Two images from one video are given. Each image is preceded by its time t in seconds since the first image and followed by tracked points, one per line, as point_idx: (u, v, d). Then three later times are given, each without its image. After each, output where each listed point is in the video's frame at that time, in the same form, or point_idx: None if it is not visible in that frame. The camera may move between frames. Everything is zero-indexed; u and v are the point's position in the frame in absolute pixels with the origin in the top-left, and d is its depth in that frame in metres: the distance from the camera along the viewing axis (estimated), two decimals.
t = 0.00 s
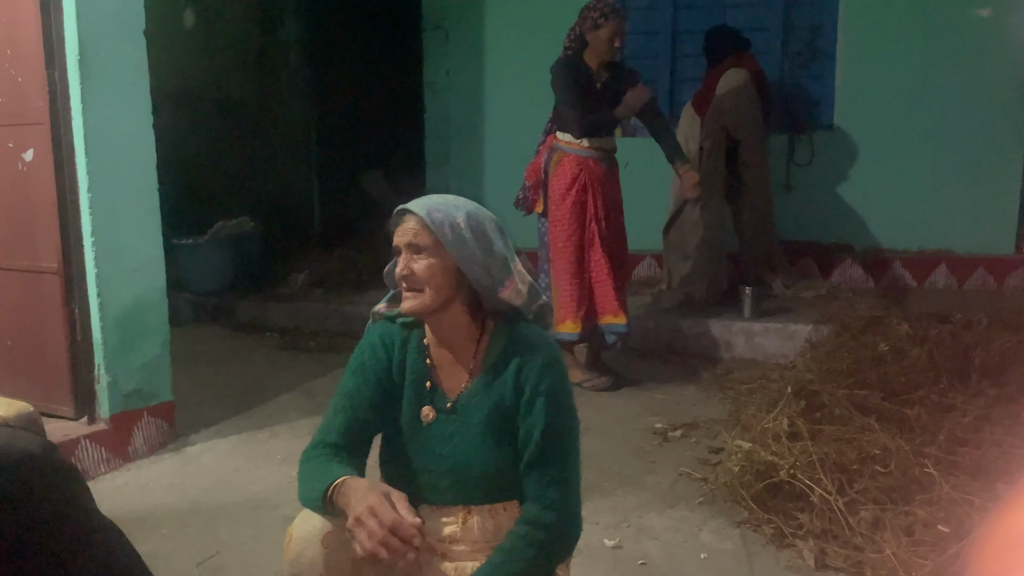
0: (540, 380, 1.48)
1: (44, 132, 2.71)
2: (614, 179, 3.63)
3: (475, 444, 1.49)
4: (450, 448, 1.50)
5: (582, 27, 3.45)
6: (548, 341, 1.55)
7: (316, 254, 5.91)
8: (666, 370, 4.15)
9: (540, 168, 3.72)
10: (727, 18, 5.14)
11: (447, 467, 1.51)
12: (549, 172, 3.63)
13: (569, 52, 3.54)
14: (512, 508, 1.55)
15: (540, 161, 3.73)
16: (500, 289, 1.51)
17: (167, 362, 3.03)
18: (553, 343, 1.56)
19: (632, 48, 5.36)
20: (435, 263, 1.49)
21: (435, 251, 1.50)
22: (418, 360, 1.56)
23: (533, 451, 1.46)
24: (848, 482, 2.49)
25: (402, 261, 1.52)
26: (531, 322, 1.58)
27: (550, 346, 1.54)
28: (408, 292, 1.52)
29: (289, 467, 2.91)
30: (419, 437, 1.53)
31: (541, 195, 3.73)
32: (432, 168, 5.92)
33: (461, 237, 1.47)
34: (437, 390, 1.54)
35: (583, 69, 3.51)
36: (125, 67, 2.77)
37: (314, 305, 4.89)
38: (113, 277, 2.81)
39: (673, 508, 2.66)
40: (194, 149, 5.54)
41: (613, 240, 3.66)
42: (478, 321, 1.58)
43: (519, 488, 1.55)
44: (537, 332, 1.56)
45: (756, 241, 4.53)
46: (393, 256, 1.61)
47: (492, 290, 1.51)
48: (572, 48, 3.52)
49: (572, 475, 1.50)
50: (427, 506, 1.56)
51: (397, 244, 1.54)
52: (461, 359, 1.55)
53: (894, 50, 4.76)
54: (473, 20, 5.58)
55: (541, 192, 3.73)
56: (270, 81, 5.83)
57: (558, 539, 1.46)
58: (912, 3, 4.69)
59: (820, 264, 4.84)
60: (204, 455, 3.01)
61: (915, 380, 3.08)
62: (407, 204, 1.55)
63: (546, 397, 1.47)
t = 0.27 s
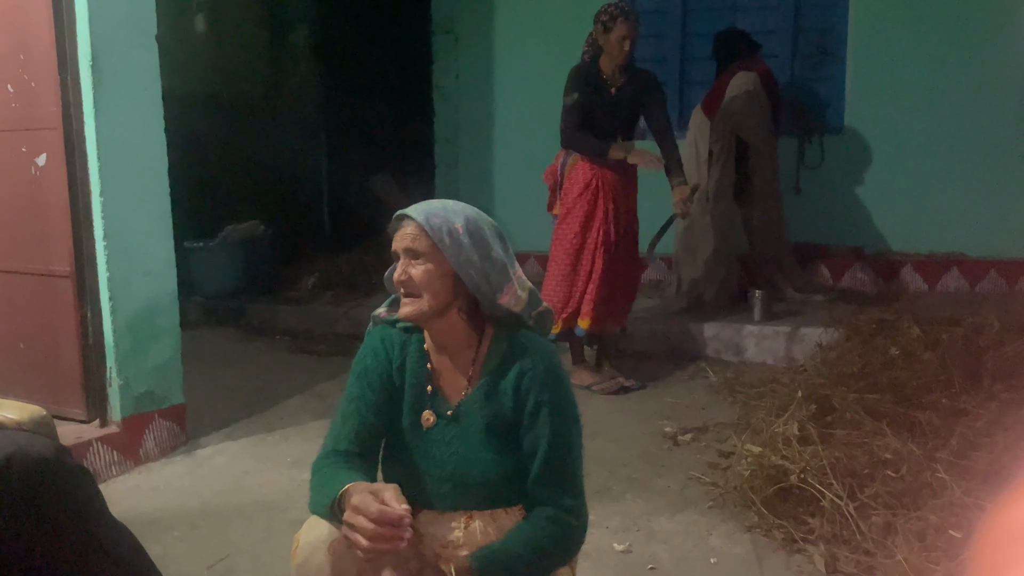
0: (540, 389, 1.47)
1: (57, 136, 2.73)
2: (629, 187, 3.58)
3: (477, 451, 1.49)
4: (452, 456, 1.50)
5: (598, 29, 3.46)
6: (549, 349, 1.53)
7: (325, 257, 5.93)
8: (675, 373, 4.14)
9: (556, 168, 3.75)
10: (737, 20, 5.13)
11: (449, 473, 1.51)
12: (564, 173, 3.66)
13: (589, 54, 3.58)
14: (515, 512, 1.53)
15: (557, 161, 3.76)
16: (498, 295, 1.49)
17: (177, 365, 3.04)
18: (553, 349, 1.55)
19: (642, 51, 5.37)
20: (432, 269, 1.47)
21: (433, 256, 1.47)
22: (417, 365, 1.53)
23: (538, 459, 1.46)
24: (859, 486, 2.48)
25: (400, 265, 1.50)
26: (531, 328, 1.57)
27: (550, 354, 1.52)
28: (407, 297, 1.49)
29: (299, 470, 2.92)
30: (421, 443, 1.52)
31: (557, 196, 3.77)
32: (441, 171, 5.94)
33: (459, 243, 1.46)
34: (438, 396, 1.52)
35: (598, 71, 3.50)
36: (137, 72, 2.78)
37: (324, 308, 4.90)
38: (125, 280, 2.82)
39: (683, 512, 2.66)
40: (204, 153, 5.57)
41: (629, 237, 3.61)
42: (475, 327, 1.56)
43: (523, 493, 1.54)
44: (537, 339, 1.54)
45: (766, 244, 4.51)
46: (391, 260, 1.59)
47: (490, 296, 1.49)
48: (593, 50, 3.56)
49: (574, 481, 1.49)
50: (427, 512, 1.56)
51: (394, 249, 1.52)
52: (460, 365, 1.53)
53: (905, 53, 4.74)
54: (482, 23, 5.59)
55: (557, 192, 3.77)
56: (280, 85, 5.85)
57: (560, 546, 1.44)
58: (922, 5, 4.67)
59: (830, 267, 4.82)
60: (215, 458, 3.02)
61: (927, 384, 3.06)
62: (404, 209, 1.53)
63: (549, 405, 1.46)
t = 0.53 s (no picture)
0: (544, 397, 1.47)
1: (76, 145, 2.76)
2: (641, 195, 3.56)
3: (487, 462, 1.49)
4: (463, 467, 1.50)
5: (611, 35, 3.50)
6: (554, 355, 1.53)
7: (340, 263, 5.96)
8: (690, 380, 4.12)
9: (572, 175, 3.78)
10: (751, 26, 5.12)
11: (462, 485, 1.51)
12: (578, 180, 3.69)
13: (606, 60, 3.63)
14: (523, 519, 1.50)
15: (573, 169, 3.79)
16: (504, 306, 1.49)
17: (194, 372, 3.07)
18: (558, 357, 1.54)
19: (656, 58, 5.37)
20: (439, 279, 1.46)
21: (440, 267, 1.47)
22: (428, 378, 1.53)
23: (532, 462, 1.43)
24: (876, 495, 2.46)
25: (406, 276, 1.49)
26: (538, 336, 1.56)
27: (556, 359, 1.52)
28: (413, 308, 1.48)
29: (314, 476, 2.93)
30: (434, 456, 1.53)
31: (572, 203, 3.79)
32: (455, 178, 5.96)
33: (465, 253, 1.45)
34: (449, 408, 1.53)
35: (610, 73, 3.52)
36: (154, 82, 2.81)
37: (338, 315, 4.92)
38: (142, 287, 2.85)
39: (698, 520, 2.65)
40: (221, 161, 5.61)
41: (643, 240, 3.60)
42: (482, 338, 1.55)
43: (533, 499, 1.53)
44: (544, 346, 1.54)
45: (781, 250, 4.50)
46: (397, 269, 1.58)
47: (496, 307, 1.48)
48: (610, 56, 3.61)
49: (572, 488, 1.47)
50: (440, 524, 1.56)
51: (401, 259, 1.51)
52: (467, 377, 1.52)
53: (920, 58, 4.72)
54: (496, 30, 5.61)
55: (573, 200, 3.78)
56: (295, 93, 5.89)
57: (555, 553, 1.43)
58: (937, 10, 4.65)
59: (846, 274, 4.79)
60: (231, 464, 3.04)
61: (945, 391, 3.03)
62: (410, 220, 1.52)
63: (550, 411, 1.45)
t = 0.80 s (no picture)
0: (559, 403, 1.45)
1: (94, 149, 2.78)
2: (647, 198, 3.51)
3: (504, 469, 1.46)
4: (479, 474, 1.48)
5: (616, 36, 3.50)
6: (569, 360, 1.52)
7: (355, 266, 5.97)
8: (706, 383, 4.10)
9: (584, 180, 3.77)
10: (766, 27, 5.10)
11: (477, 492, 1.49)
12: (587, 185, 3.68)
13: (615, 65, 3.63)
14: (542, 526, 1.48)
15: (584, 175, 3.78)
16: (518, 309, 1.48)
17: (210, 375, 3.08)
18: (572, 362, 1.53)
19: (670, 59, 5.36)
20: (452, 282, 1.46)
21: (453, 270, 1.47)
22: (439, 385, 1.52)
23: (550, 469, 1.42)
24: (895, 499, 2.43)
25: (418, 279, 1.49)
26: (551, 341, 1.56)
27: (571, 364, 1.51)
28: (425, 312, 1.48)
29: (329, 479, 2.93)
30: (448, 463, 1.52)
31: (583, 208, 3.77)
32: (469, 181, 5.96)
33: (478, 256, 1.44)
34: (461, 413, 1.52)
35: (614, 74, 3.51)
36: (171, 86, 2.83)
37: (353, 317, 4.93)
38: (159, 290, 2.87)
39: (715, 524, 2.63)
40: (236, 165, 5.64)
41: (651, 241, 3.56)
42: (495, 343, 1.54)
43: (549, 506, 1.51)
44: (558, 351, 1.53)
45: (797, 253, 4.47)
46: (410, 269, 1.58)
47: (511, 310, 1.48)
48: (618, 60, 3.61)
49: (591, 495, 1.44)
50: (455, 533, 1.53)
51: (413, 262, 1.51)
52: (480, 381, 1.52)
53: (938, 58, 4.67)
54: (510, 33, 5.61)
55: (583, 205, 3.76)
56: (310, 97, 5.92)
57: (573, 557, 1.41)
58: (955, 10, 4.61)
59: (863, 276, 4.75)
60: (247, 467, 3.05)
61: (965, 395, 2.99)
62: (423, 222, 1.52)
63: (567, 415, 1.43)
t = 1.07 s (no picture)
0: (568, 400, 1.45)
1: (112, 151, 2.80)
2: (642, 197, 3.45)
3: (515, 468, 1.45)
4: (489, 473, 1.48)
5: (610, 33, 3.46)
6: (578, 358, 1.52)
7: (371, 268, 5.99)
8: (722, 383, 4.08)
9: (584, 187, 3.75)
10: (783, 26, 5.07)
11: (489, 492, 1.48)
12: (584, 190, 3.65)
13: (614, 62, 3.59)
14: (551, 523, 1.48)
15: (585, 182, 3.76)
16: (532, 311, 1.47)
17: (229, 375, 3.10)
18: (582, 360, 1.53)
19: (686, 59, 5.33)
20: (472, 282, 1.46)
21: (472, 270, 1.46)
22: (451, 385, 1.52)
23: (559, 466, 1.41)
24: (915, 500, 2.41)
25: (437, 277, 1.48)
26: (563, 342, 1.54)
27: (580, 362, 1.52)
28: (441, 312, 1.46)
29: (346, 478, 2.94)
30: (460, 463, 1.51)
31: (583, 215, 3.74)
32: (484, 182, 5.96)
33: (498, 256, 1.44)
34: (472, 413, 1.51)
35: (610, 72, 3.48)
36: (189, 88, 2.85)
37: (369, 318, 4.95)
38: (178, 291, 2.89)
39: (733, 525, 2.61)
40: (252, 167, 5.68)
41: (648, 242, 3.49)
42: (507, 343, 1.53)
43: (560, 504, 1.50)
44: (568, 350, 1.53)
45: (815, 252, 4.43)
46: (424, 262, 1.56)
47: (525, 312, 1.47)
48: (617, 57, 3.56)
49: (597, 492, 1.44)
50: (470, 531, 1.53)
51: (429, 261, 1.50)
52: (492, 381, 1.52)
53: (957, 55, 4.63)
54: (525, 34, 5.61)
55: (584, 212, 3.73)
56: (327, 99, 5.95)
57: (581, 557, 1.40)
58: (975, 7, 4.56)
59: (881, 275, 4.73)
60: (264, 466, 3.06)
61: (987, 395, 2.96)
62: (440, 219, 1.51)
63: (576, 412, 1.44)
